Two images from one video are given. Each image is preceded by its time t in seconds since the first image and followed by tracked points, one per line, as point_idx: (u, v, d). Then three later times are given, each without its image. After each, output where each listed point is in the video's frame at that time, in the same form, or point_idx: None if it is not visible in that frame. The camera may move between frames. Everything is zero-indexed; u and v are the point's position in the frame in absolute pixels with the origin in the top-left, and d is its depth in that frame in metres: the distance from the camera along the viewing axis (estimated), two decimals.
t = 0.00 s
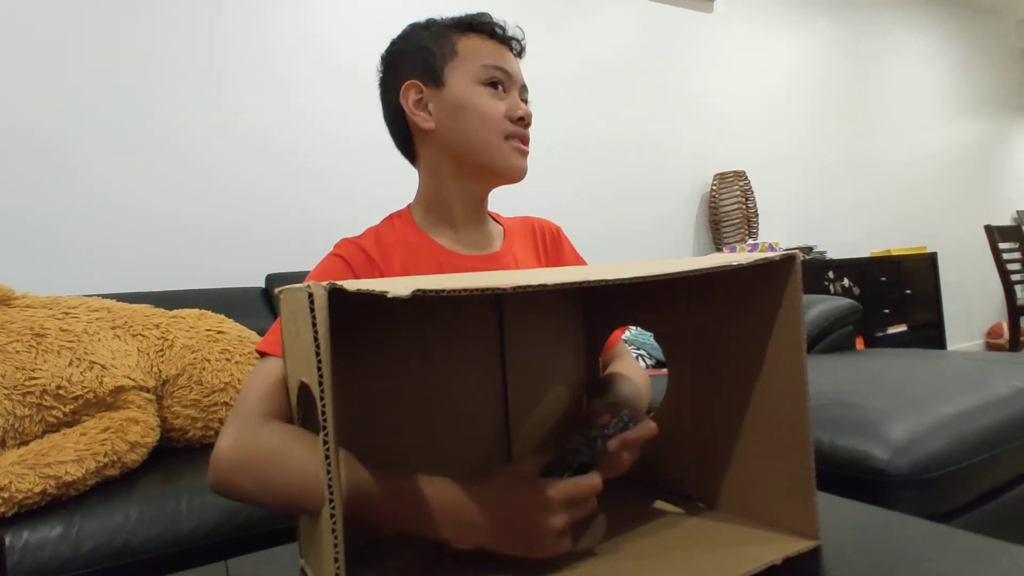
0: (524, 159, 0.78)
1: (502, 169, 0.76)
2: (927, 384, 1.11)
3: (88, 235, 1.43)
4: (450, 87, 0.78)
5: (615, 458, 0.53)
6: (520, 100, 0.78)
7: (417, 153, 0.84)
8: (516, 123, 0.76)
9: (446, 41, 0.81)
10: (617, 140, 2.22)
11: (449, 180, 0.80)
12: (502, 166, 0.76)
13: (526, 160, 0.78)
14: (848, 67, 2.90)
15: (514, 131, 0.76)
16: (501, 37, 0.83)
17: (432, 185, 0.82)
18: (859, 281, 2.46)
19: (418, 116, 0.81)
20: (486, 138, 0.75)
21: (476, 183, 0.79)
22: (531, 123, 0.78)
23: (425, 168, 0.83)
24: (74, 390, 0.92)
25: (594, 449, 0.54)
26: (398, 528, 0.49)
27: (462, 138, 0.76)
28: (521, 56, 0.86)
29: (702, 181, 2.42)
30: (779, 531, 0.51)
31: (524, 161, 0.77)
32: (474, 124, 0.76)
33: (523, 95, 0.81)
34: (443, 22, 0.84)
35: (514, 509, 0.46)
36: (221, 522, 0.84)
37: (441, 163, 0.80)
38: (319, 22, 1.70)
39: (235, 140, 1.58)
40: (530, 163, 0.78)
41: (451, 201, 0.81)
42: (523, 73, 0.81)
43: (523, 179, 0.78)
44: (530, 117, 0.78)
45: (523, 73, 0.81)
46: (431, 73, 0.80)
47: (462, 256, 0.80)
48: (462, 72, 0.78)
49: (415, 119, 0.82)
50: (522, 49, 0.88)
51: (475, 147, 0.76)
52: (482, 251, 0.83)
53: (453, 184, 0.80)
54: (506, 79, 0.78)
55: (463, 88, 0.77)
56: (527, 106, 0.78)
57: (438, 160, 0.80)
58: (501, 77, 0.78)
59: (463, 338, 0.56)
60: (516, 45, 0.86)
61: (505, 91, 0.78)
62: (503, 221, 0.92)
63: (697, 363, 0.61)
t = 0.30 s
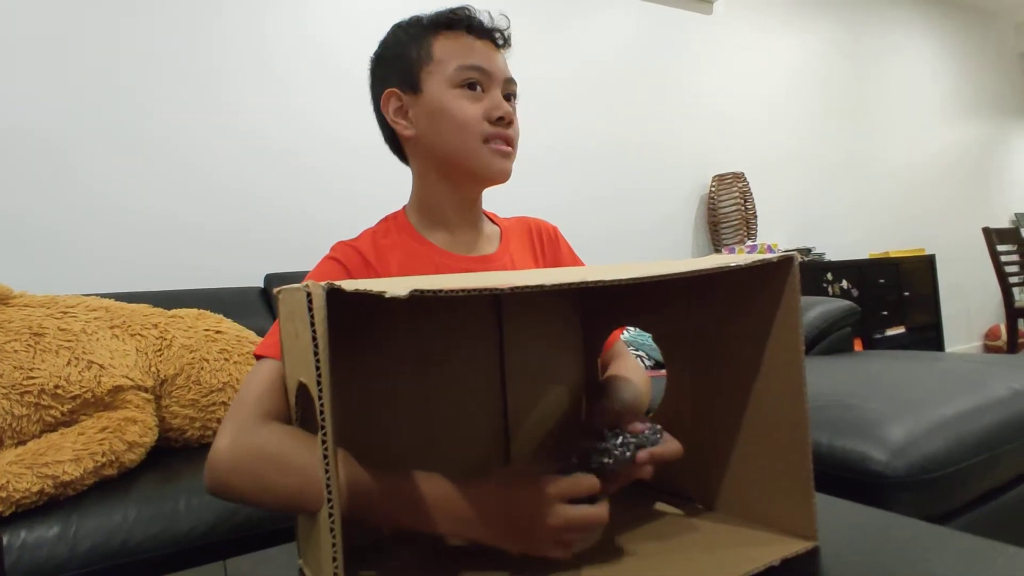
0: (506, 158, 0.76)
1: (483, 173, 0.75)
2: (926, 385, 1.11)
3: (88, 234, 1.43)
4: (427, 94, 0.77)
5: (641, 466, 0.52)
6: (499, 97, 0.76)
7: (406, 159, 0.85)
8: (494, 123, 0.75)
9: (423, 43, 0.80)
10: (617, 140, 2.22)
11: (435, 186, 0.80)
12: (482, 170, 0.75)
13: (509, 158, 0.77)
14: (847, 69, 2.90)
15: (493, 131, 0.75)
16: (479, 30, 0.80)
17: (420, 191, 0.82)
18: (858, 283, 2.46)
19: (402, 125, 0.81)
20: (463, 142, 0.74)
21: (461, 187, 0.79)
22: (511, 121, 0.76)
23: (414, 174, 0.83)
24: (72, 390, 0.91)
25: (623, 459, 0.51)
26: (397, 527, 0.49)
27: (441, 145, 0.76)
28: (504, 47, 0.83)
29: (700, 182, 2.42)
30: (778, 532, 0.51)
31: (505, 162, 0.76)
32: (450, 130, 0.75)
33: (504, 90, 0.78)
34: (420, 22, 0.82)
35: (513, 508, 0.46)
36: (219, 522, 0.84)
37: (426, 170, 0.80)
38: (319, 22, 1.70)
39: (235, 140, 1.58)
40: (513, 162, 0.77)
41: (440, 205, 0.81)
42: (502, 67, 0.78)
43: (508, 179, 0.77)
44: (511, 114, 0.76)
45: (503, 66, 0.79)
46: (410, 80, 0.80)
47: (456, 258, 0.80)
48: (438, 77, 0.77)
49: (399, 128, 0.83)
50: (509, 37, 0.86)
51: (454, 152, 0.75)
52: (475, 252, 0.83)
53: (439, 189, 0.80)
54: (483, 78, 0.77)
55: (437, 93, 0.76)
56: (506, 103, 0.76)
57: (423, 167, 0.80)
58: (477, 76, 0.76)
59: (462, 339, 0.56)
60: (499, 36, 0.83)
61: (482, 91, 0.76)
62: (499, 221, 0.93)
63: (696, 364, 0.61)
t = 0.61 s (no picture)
0: (499, 157, 0.76)
1: (475, 173, 0.75)
2: (924, 387, 1.11)
3: (87, 232, 1.42)
4: (418, 95, 0.77)
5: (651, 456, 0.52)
6: (490, 95, 0.75)
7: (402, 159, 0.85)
8: (485, 122, 0.74)
9: (413, 43, 0.80)
10: (617, 140, 2.22)
11: (429, 186, 0.80)
12: (474, 170, 0.75)
13: (502, 157, 0.76)
14: (847, 71, 2.91)
15: (484, 131, 0.74)
16: (469, 26, 0.79)
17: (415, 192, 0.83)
18: (857, 285, 2.47)
19: (395, 127, 0.82)
20: (454, 143, 0.74)
21: (455, 187, 0.79)
22: (503, 119, 0.76)
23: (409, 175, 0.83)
24: (69, 386, 0.91)
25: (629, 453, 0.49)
26: (395, 522, 0.49)
27: (433, 146, 0.76)
28: (496, 41, 0.82)
29: (700, 183, 2.42)
30: (775, 532, 0.51)
31: (498, 161, 0.75)
32: (441, 131, 0.75)
33: (496, 86, 0.78)
34: (410, 20, 0.82)
35: (511, 502, 0.46)
36: (217, 520, 0.84)
37: (420, 171, 0.80)
38: (319, 21, 1.70)
39: (235, 140, 1.58)
40: (506, 160, 0.76)
41: (435, 205, 0.81)
42: (493, 63, 0.77)
43: (502, 178, 0.76)
44: (502, 112, 0.75)
45: (495, 62, 0.78)
46: (402, 81, 0.80)
47: (453, 257, 0.80)
48: (428, 78, 0.77)
49: (393, 129, 0.83)
50: (501, 31, 0.85)
51: (446, 153, 0.75)
52: (472, 252, 0.83)
53: (433, 189, 0.80)
54: (473, 76, 0.76)
55: (427, 94, 0.76)
56: (497, 102, 0.76)
57: (417, 168, 0.80)
58: (467, 75, 0.75)
59: (460, 337, 0.55)
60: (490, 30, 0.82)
61: (473, 89, 0.75)
62: (497, 220, 0.92)
63: (694, 364, 0.61)
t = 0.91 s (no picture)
0: (498, 154, 0.75)
1: (475, 170, 0.75)
2: (923, 387, 1.11)
3: (87, 229, 1.42)
4: (417, 92, 0.77)
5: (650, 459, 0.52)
6: (489, 91, 0.75)
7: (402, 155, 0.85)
8: (484, 119, 0.74)
9: (412, 38, 0.79)
10: (617, 141, 2.22)
11: (428, 184, 0.80)
12: (473, 167, 0.75)
13: (501, 154, 0.76)
14: (847, 73, 2.90)
15: (483, 127, 0.74)
16: (469, 21, 0.79)
17: (415, 188, 0.82)
18: (856, 286, 2.47)
19: (395, 123, 0.82)
20: (453, 140, 0.74)
21: (454, 184, 0.78)
22: (502, 116, 0.75)
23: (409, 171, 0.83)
24: (66, 380, 0.91)
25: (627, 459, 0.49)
26: (393, 518, 0.48)
27: (432, 143, 0.76)
28: (496, 36, 0.82)
29: (700, 183, 2.42)
30: (775, 531, 0.51)
31: (497, 158, 0.75)
32: (440, 128, 0.74)
33: (496, 82, 0.77)
34: (410, 15, 0.81)
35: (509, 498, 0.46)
36: (214, 516, 0.83)
37: (420, 168, 0.80)
38: (319, 19, 1.69)
39: (236, 141, 1.58)
40: (506, 157, 0.76)
41: (434, 201, 0.81)
42: (492, 58, 0.77)
43: (501, 175, 0.76)
44: (501, 108, 0.75)
45: (494, 57, 0.77)
46: (401, 77, 0.80)
47: (453, 254, 0.80)
48: (427, 74, 0.76)
49: (392, 126, 0.83)
50: (501, 24, 0.85)
51: (445, 151, 0.75)
52: (471, 248, 0.83)
53: (432, 186, 0.80)
54: (473, 73, 0.75)
55: (427, 90, 0.76)
56: (497, 98, 0.75)
57: (417, 165, 0.80)
58: (466, 71, 0.75)
59: (460, 333, 0.55)
60: (490, 25, 0.82)
61: (472, 86, 0.75)
62: (498, 217, 0.92)
63: (694, 362, 0.61)
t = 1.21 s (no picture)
0: (497, 152, 0.75)
1: (474, 168, 0.74)
2: (921, 388, 1.11)
3: (86, 226, 1.42)
4: (417, 89, 0.77)
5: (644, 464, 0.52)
6: (489, 89, 0.75)
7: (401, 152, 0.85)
8: (484, 117, 0.73)
9: (412, 35, 0.79)
10: (617, 141, 2.22)
11: (428, 181, 0.79)
12: (472, 165, 0.74)
13: (501, 152, 0.76)
14: (847, 74, 2.90)
15: (483, 125, 0.73)
16: (470, 19, 0.78)
17: (414, 186, 0.82)
18: (856, 288, 2.47)
19: (395, 120, 0.81)
20: (452, 138, 0.74)
21: (454, 182, 0.78)
22: (503, 114, 0.75)
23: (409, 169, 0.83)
24: (64, 376, 0.91)
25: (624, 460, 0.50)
26: (389, 514, 0.48)
27: (432, 140, 0.75)
28: (497, 34, 0.82)
29: (700, 184, 2.41)
30: (772, 530, 0.51)
31: (497, 157, 0.75)
32: (440, 126, 0.74)
33: (496, 80, 0.77)
34: (410, 12, 0.81)
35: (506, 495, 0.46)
36: (210, 514, 0.83)
37: (419, 165, 0.80)
38: (319, 18, 1.69)
39: (236, 140, 1.58)
40: (506, 155, 0.76)
41: (433, 199, 0.81)
42: (493, 55, 0.76)
43: (501, 173, 0.76)
44: (501, 106, 0.74)
45: (494, 55, 0.77)
46: (401, 74, 0.80)
47: (452, 252, 0.80)
48: (427, 72, 0.76)
49: (392, 123, 0.83)
50: (502, 21, 0.84)
51: (445, 149, 0.75)
52: (471, 247, 0.82)
53: (432, 183, 0.80)
54: (473, 70, 0.75)
55: (426, 88, 0.75)
56: (497, 96, 0.75)
57: (416, 162, 0.80)
58: (466, 69, 0.75)
59: (458, 329, 0.55)
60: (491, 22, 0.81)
61: (472, 84, 0.75)
62: (497, 215, 0.92)
63: (692, 360, 0.61)
